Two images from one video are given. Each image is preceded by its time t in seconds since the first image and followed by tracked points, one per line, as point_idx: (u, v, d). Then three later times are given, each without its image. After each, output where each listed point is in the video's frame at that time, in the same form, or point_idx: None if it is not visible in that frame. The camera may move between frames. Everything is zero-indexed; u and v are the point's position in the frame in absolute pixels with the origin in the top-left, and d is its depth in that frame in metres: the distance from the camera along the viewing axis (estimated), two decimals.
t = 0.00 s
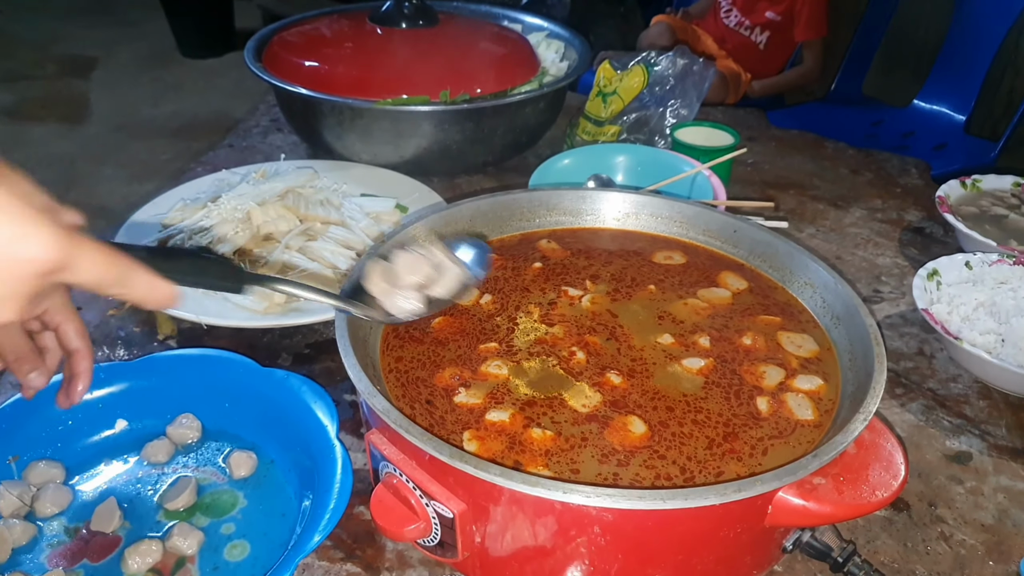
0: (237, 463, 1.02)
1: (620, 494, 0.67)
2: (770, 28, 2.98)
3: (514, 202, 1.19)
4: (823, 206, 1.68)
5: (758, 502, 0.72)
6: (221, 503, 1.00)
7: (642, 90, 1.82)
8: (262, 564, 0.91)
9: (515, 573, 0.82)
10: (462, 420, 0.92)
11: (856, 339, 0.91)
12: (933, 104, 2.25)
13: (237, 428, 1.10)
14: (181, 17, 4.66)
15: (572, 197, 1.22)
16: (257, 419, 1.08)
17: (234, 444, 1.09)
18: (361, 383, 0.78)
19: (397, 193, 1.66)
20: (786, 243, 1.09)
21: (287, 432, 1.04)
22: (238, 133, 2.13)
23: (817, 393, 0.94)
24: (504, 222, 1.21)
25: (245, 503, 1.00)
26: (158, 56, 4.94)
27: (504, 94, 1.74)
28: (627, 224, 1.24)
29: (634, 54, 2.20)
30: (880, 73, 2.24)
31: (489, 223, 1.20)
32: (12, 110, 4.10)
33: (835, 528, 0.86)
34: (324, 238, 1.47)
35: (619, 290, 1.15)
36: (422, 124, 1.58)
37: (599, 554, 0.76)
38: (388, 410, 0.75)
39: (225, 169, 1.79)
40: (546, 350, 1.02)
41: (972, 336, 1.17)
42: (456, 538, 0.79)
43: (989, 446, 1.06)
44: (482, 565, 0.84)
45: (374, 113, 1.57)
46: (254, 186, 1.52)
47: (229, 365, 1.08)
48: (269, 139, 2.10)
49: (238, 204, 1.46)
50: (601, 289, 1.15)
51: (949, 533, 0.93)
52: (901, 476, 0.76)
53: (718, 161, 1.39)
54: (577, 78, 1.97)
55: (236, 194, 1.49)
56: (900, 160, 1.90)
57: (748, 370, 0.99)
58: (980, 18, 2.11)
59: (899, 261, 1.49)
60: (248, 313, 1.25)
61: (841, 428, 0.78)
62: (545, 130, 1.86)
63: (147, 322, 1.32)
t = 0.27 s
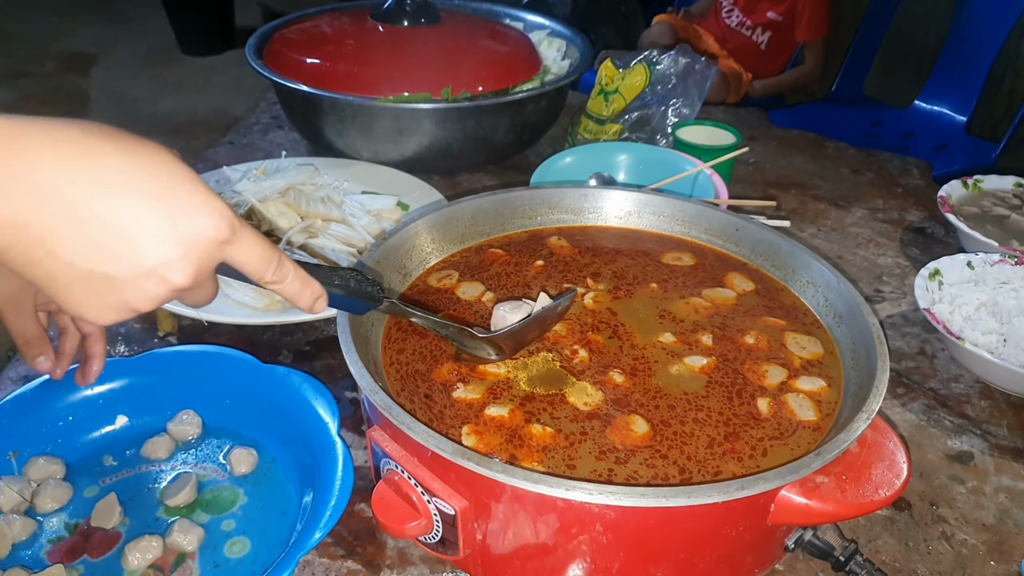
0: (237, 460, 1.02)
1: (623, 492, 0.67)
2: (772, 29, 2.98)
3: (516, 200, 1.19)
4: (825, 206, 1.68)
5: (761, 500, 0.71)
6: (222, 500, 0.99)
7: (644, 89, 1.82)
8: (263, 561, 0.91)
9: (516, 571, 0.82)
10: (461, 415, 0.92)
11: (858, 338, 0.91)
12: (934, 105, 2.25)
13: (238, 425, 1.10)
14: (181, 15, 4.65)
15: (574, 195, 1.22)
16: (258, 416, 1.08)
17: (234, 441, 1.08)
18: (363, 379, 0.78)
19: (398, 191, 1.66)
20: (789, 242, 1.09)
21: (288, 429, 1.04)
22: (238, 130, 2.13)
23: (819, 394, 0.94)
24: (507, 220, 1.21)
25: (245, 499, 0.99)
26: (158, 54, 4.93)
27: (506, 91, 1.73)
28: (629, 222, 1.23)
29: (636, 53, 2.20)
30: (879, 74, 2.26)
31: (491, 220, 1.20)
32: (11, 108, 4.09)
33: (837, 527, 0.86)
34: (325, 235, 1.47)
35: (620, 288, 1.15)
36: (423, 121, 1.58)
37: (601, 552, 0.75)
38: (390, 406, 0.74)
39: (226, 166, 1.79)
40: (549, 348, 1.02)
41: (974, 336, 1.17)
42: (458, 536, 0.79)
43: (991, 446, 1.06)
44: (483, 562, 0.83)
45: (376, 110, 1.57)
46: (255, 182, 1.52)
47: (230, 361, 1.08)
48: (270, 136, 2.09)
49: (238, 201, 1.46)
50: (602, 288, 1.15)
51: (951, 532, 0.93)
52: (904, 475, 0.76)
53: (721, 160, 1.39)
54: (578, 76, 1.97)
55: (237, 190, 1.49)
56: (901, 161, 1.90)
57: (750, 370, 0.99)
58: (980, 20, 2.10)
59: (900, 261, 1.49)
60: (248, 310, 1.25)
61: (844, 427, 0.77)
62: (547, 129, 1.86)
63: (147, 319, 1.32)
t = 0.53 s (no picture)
0: (235, 456, 1.02)
1: (622, 488, 0.67)
2: (772, 28, 2.98)
3: (516, 196, 1.19)
4: (825, 204, 1.67)
5: (761, 496, 0.71)
6: (219, 496, 0.99)
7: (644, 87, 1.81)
8: (261, 557, 0.91)
9: (516, 567, 0.82)
10: (460, 411, 0.92)
11: (858, 335, 0.91)
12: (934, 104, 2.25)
13: (236, 421, 1.10)
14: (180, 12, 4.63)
15: (574, 192, 1.22)
16: (256, 412, 1.08)
17: (232, 437, 1.08)
18: (362, 375, 0.77)
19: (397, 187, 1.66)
20: (789, 240, 1.09)
21: (286, 425, 1.04)
22: (237, 126, 2.12)
23: (819, 392, 0.94)
24: (507, 216, 1.21)
25: (243, 496, 0.99)
26: (156, 51, 4.92)
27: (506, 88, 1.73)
28: (629, 219, 1.23)
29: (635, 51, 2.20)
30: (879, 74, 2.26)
31: (491, 217, 1.20)
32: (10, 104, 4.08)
33: (836, 523, 0.85)
34: (324, 232, 1.47)
35: (620, 286, 1.15)
36: (423, 118, 1.58)
37: (600, 549, 0.75)
38: (389, 402, 0.74)
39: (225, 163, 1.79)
40: (549, 345, 1.02)
41: (973, 334, 1.17)
42: (457, 532, 0.79)
43: (990, 444, 1.06)
44: (482, 559, 0.83)
45: (376, 107, 1.56)
46: (253, 180, 1.53)
47: (228, 356, 1.07)
48: (269, 133, 2.09)
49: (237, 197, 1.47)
50: (602, 285, 1.15)
51: (950, 530, 0.93)
52: (904, 471, 0.76)
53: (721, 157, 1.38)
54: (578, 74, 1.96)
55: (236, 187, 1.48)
56: (901, 159, 1.90)
57: (750, 367, 0.99)
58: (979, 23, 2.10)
59: (900, 259, 1.49)
60: (247, 306, 1.24)
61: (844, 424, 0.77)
62: (546, 126, 1.86)
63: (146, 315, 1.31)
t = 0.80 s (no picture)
0: (234, 454, 1.01)
1: (622, 485, 0.66)
2: (771, 26, 2.98)
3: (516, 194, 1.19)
4: (824, 202, 1.67)
5: (761, 494, 0.71)
6: (217, 494, 0.99)
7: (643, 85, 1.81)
8: (260, 555, 0.90)
9: (515, 565, 0.81)
10: (459, 405, 0.92)
11: (858, 333, 0.91)
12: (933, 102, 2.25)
13: (234, 419, 1.09)
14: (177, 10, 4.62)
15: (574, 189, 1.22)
16: (254, 410, 1.08)
17: (230, 435, 1.08)
18: (361, 372, 0.77)
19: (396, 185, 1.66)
20: (789, 237, 1.09)
21: (285, 423, 1.04)
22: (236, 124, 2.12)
23: (819, 391, 0.94)
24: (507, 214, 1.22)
25: (241, 494, 0.99)
26: (154, 49, 4.90)
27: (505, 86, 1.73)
28: (629, 216, 1.23)
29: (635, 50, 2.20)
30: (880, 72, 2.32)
31: (491, 214, 1.21)
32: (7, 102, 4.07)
33: (836, 521, 0.85)
34: (322, 229, 1.46)
35: (620, 283, 1.15)
36: (422, 115, 1.57)
37: (599, 547, 0.75)
38: (389, 400, 0.74)
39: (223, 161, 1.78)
40: (551, 342, 1.03)
41: (973, 332, 1.18)
42: (456, 530, 0.78)
43: (990, 442, 1.06)
44: (481, 557, 0.83)
45: (375, 104, 1.56)
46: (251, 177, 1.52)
47: (226, 354, 1.07)
48: (268, 130, 2.09)
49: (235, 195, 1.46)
50: (603, 282, 1.15)
51: (949, 528, 0.93)
52: (904, 470, 0.76)
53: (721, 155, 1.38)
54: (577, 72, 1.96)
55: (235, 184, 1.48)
56: (901, 158, 1.90)
57: (750, 365, 0.99)
58: (977, 20, 2.07)
59: (899, 257, 1.49)
60: (245, 304, 1.24)
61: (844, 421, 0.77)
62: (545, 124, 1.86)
63: (144, 312, 1.31)
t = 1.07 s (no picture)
0: (234, 450, 1.01)
1: (622, 482, 0.66)
2: (772, 26, 2.98)
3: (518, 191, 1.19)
4: (825, 202, 1.68)
5: (760, 492, 0.71)
6: (217, 490, 0.99)
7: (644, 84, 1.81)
8: (259, 551, 0.90)
9: (514, 562, 0.81)
10: (460, 401, 0.93)
11: (859, 332, 0.91)
12: (933, 104, 2.25)
13: (234, 415, 1.09)
14: (178, 7, 4.61)
15: (575, 187, 1.22)
16: (254, 406, 1.08)
17: (230, 431, 1.08)
18: (362, 369, 0.77)
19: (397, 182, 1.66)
20: (789, 236, 1.09)
21: (285, 419, 1.04)
22: (236, 121, 2.12)
23: (819, 392, 0.93)
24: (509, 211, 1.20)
25: (241, 490, 0.99)
26: (155, 46, 4.90)
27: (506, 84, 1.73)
28: (630, 215, 1.23)
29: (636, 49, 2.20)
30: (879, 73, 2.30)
31: (492, 212, 1.19)
32: (7, 98, 4.06)
33: (836, 521, 0.86)
34: (323, 227, 1.47)
35: (622, 283, 1.15)
36: (423, 113, 1.57)
37: (599, 544, 0.75)
38: (389, 396, 0.74)
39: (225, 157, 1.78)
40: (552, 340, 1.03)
41: (973, 332, 1.18)
42: (455, 526, 0.78)
43: (989, 442, 1.06)
44: (481, 553, 0.83)
45: (376, 102, 1.56)
46: (253, 174, 1.52)
47: (225, 350, 1.07)
48: (269, 127, 2.09)
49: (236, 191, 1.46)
50: (604, 280, 1.16)
51: (948, 528, 0.93)
52: (904, 469, 0.76)
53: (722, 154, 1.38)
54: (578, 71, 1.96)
55: (235, 181, 1.48)
56: (901, 159, 1.90)
57: (751, 364, 0.99)
58: (978, 24, 2.10)
59: (899, 258, 1.49)
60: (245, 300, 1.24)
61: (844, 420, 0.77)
62: (546, 123, 1.86)
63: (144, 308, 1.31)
